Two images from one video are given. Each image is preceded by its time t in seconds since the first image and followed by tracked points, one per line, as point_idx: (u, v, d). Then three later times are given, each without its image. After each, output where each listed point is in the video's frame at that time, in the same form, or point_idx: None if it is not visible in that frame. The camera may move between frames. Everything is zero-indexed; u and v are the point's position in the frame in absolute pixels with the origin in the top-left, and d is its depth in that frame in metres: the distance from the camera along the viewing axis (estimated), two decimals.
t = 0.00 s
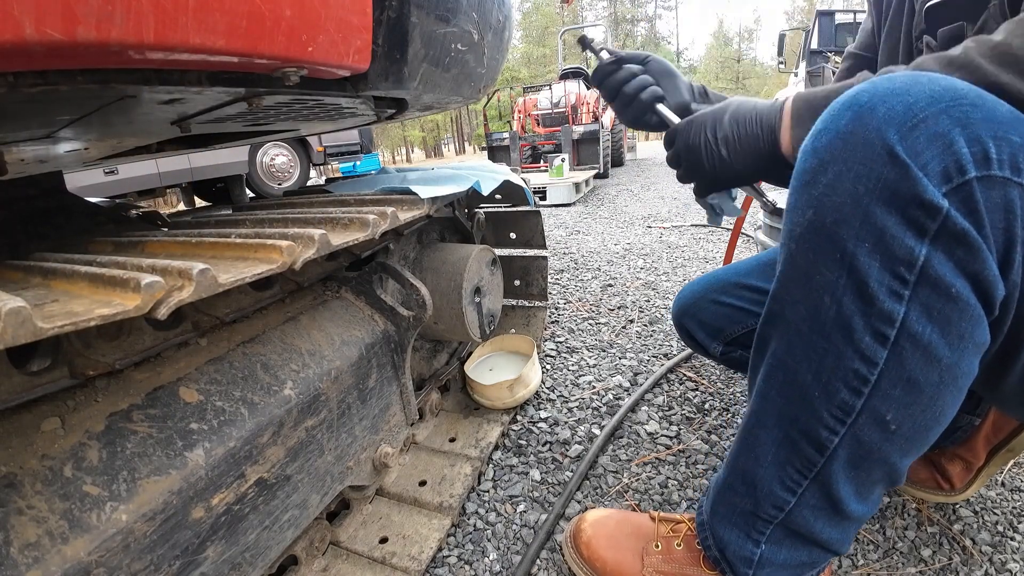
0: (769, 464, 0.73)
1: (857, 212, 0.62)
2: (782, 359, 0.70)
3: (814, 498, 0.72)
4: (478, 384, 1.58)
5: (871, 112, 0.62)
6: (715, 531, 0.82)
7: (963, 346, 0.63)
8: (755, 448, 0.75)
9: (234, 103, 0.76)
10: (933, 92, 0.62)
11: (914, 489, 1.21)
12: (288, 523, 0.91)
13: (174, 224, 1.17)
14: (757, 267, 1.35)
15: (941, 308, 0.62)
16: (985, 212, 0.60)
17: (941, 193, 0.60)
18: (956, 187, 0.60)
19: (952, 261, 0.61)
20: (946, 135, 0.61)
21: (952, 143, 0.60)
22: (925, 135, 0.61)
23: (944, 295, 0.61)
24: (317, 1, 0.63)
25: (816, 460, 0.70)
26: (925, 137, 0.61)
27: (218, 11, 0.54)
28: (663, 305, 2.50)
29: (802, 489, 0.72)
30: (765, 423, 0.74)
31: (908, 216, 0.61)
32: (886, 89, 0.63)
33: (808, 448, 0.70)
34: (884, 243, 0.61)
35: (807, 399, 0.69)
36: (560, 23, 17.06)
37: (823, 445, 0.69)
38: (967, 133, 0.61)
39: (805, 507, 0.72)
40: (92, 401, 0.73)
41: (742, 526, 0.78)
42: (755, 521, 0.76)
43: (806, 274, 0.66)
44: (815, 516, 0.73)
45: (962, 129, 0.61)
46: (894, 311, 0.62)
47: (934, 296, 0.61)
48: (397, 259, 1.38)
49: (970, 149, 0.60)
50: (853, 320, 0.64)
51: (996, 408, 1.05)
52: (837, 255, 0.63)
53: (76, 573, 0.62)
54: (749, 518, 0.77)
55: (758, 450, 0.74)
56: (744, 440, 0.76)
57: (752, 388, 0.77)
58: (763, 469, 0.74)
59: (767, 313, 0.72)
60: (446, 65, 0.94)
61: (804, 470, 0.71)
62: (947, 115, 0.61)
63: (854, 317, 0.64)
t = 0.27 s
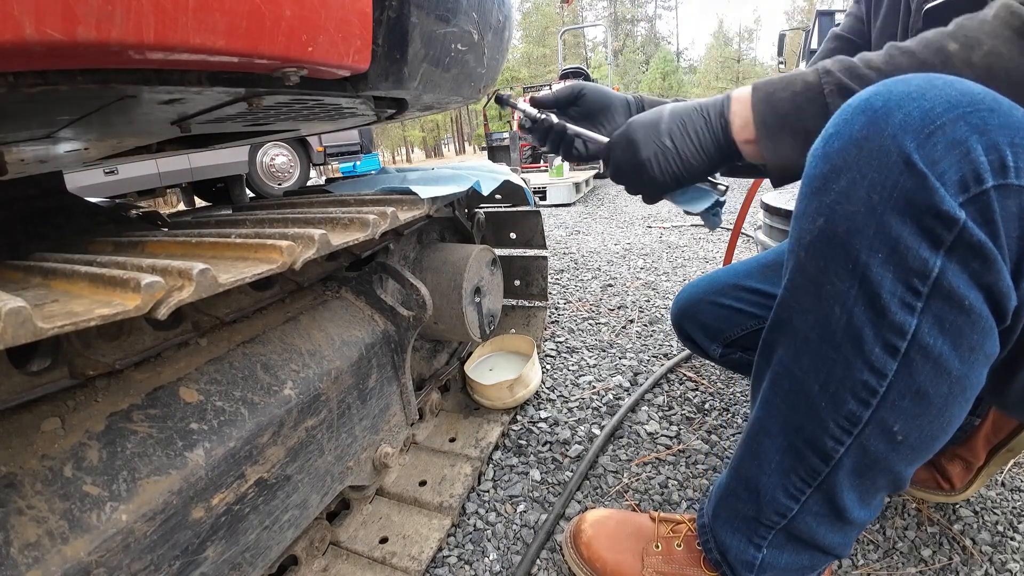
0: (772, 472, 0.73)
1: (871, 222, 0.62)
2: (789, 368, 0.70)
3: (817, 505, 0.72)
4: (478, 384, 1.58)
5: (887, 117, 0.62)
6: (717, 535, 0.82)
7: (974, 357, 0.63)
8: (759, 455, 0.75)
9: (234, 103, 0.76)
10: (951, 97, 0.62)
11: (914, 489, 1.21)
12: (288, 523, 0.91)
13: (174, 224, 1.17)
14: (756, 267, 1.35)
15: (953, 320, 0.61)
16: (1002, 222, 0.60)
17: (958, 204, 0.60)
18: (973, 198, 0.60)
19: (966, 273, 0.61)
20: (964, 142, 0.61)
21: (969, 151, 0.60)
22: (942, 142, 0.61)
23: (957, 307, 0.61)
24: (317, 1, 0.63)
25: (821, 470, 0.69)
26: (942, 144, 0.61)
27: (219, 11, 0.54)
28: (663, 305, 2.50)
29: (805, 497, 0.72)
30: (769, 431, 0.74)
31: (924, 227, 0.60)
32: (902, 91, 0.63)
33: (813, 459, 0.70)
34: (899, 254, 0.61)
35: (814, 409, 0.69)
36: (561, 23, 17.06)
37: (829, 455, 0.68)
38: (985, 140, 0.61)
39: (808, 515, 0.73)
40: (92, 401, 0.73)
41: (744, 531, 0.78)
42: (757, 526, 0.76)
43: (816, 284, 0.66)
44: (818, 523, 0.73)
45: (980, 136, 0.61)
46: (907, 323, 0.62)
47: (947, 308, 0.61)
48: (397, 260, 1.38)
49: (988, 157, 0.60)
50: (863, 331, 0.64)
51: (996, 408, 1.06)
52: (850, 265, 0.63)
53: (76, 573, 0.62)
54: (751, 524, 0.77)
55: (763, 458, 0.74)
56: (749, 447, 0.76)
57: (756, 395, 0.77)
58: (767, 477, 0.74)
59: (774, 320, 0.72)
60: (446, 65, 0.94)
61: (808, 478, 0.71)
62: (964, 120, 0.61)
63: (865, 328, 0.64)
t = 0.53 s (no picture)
0: (770, 475, 0.73)
1: (876, 229, 0.62)
2: (789, 373, 0.70)
3: (814, 508, 0.72)
4: (478, 384, 1.58)
5: (897, 124, 0.62)
6: (714, 534, 0.82)
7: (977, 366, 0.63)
8: (756, 457, 0.75)
9: (234, 103, 0.76)
10: (962, 102, 0.61)
11: (914, 489, 1.21)
12: (288, 523, 0.91)
13: (174, 224, 1.17)
14: (751, 274, 1.35)
15: (957, 329, 0.61)
16: (1009, 231, 0.60)
17: (965, 212, 0.60)
18: (981, 206, 0.60)
19: (970, 282, 0.61)
20: (973, 150, 0.60)
21: (978, 159, 0.60)
22: (951, 150, 0.61)
23: (961, 316, 0.61)
24: (317, 1, 0.63)
25: (819, 474, 0.70)
26: (952, 152, 0.61)
27: (219, 11, 0.54)
28: (663, 305, 2.50)
29: (802, 499, 0.72)
30: (768, 433, 0.74)
31: (929, 235, 0.61)
32: (912, 95, 0.62)
33: (812, 463, 0.70)
34: (902, 261, 0.62)
35: (813, 415, 0.69)
36: (561, 23, 17.06)
37: (827, 460, 0.69)
38: (995, 148, 0.60)
39: (805, 517, 0.73)
40: (92, 401, 0.73)
41: (741, 531, 0.78)
42: (754, 527, 0.76)
43: (818, 289, 0.66)
44: (816, 526, 0.73)
45: (989, 143, 0.60)
46: (909, 331, 0.62)
47: (950, 318, 0.61)
48: (397, 260, 1.38)
49: (997, 165, 0.60)
50: (865, 339, 0.64)
51: (996, 409, 1.06)
52: (852, 271, 0.64)
53: (76, 573, 0.62)
54: (748, 524, 0.77)
55: (761, 460, 0.74)
56: (746, 449, 0.76)
57: (755, 399, 0.77)
58: (764, 479, 0.74)
59: (774, 324, 0.72)
60: (447, 65, 0.94)
61: (806, 481, 0.71)
62: (974, 127, 0.60)
63: (866, 335, 0.64)
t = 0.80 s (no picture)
0: (760, 464, 0.73)
1: (843, 218, 0.64)
2: (770, 361, 0.71)
3: (804, 497, 0.71)
4: (478, 384, 1.58)
5: (861, 119, 0.64)
6: (709, 528, 0.82)
7: (948, 350, 0.63)
8: (745, 447, 0.75)
9: (234, 103, 0.76)
10: (923, 97, 0.63)
11: (914, 489, 1.21)
12: (288, 523, 0.91)
13: (174, 224, 1.17)
14: (750, 275, 1.35)
15: (927, 312, 0.62)
16: (973, 217, 0.60)
17: (927, 199, 0.60)
18: (943, 193, 0.60)
19: (937, 266, 0.61)
20: (933, 140, 0.61)
21: (939, 149, 0.61)
22: (912, 140, 0.62)
23: (929, 299, 0.61)
24: (317, 2, 0.63)
25: (804, 459, 0.69)
26: (912, 142, 0.62)
27: (219, 11, 0.53)
28: (663, 305, 2.50)
29: (791, 487, 0.71)
30: (755, 422, 0.74)
31: (893, 221, 0.61)
32: (875, 94, 0.65)
33: (796, 449, 0.70)
34: (869, 248, 0.62)
35: (794, 401, 0.69)
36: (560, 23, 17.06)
37: (810, 445, 0.69)
38: (956, 138, 0.61)
39: (796, 506, 0.72)
40: (92, 401, 0.73)
41: (735, 523, 0.78)
42: (747, 518, 0.76)
43: (793, 278, 0.68)
44: (806, 515, 0.72)
45: (950, 134, 0.61)
46: (878, 315, 0.63)
47: (919, 301, 0.61)
48: (398, 260, 1.38)
49: (958, 154, 0.61)
50: (837, 323, 0.65)
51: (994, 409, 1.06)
52: (823, 258, 0.65)
53: (76, 573, 0.62)
54: (741, 516, 0.77)
55: (749, 449, 0.74)
56: (734, 438, 0.76)
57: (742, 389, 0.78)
58: (754, 469, 0.74)
59: (756, 315, 0.73)
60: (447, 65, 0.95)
61: (794, 469, 0.71)
62: (936, 119, 0.62)
63: (839, 321, 0.65)
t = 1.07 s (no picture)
0: (745, 452, 0.73)
1: (807, 211, 0.64)
2: (748, 351, 0.72)
3: (789, 485, 0.71)
4: (478, 384, 1.58)
5: (823, 115, 0.65)
6: (702, 520, 0.81)
7: (915, 338, 0.63)
8: (730, 436, 0.75)
9: (234, 103, 0.76)
10: (885, 92, 0.63)
11: (914, 489, 1.22)
12: (288, 523, 0.91)
13: (174, 223, 1.17)
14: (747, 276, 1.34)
15: (892, 301, 0.62)
16: (934, 210, 0.61)
17: (886, 191, 0.60)
18: (903, 186, 0.61)
19: (900, 256, 0.61)
20: (892, 135, 0.61)
21: (898, 143, 0.61)
22: (871, 135, 0.62)
23: (894, 288, 0.61)
24: (317, 2, 0.63)
25: (786, 448, 0.69)
26: (871, 138, 0.62)
27: (219, 11, 0.53)
28: (663, 305, 2.50)
29: (777, 475, 0.71)
30: (738, 411, 0.74)
31: (854, 213, 0.62)
32: (838, 91, 0.65)
33: (778, 438, 0.70)
34: (833, 240, 0.63)
35: (770, 391, 0.70)
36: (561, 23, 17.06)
37: (790, 434, 0.69)
38: (916, 133, 0.61)
39: (781, 495, 0.72)
40: (91, 401, 0.73)
41: (726, 514, 0.77)
42: (738, 508, 0.76)
43: (766, 270, 0.68)
44: (793, 504, 0.72)
45: (910, 129, 0.61)
46: (844, 304, 0.63)
47: (884, 289, 0.61)
48: (398, 259, 1.38)
49: (918, 149, 0.61)
50: (807, 313, 0.65)
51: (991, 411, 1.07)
52: (791, 250, 0.66)
53: (76, 573, 0.62)
54: (731, 506, 0.77)
55: (734, 438, 0.75)
56: (720, 429, 0.76)
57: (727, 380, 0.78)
58: (740, 457, 0.74)
59: (735, 308, 0.74)
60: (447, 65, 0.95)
61: (777, 457, 0.70)
62: (896, 114, 0.62)
63: (807, 309, 0.65)
